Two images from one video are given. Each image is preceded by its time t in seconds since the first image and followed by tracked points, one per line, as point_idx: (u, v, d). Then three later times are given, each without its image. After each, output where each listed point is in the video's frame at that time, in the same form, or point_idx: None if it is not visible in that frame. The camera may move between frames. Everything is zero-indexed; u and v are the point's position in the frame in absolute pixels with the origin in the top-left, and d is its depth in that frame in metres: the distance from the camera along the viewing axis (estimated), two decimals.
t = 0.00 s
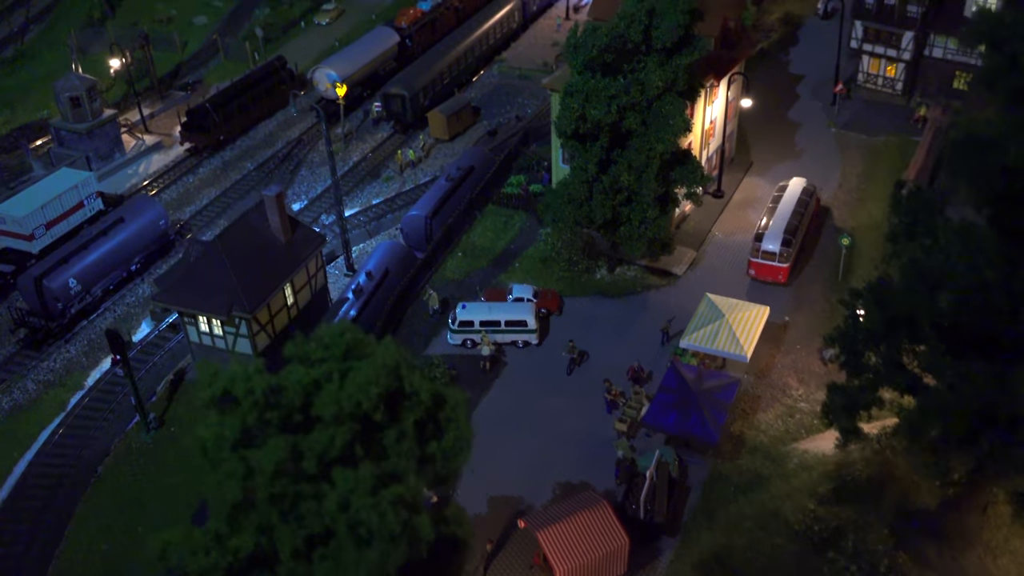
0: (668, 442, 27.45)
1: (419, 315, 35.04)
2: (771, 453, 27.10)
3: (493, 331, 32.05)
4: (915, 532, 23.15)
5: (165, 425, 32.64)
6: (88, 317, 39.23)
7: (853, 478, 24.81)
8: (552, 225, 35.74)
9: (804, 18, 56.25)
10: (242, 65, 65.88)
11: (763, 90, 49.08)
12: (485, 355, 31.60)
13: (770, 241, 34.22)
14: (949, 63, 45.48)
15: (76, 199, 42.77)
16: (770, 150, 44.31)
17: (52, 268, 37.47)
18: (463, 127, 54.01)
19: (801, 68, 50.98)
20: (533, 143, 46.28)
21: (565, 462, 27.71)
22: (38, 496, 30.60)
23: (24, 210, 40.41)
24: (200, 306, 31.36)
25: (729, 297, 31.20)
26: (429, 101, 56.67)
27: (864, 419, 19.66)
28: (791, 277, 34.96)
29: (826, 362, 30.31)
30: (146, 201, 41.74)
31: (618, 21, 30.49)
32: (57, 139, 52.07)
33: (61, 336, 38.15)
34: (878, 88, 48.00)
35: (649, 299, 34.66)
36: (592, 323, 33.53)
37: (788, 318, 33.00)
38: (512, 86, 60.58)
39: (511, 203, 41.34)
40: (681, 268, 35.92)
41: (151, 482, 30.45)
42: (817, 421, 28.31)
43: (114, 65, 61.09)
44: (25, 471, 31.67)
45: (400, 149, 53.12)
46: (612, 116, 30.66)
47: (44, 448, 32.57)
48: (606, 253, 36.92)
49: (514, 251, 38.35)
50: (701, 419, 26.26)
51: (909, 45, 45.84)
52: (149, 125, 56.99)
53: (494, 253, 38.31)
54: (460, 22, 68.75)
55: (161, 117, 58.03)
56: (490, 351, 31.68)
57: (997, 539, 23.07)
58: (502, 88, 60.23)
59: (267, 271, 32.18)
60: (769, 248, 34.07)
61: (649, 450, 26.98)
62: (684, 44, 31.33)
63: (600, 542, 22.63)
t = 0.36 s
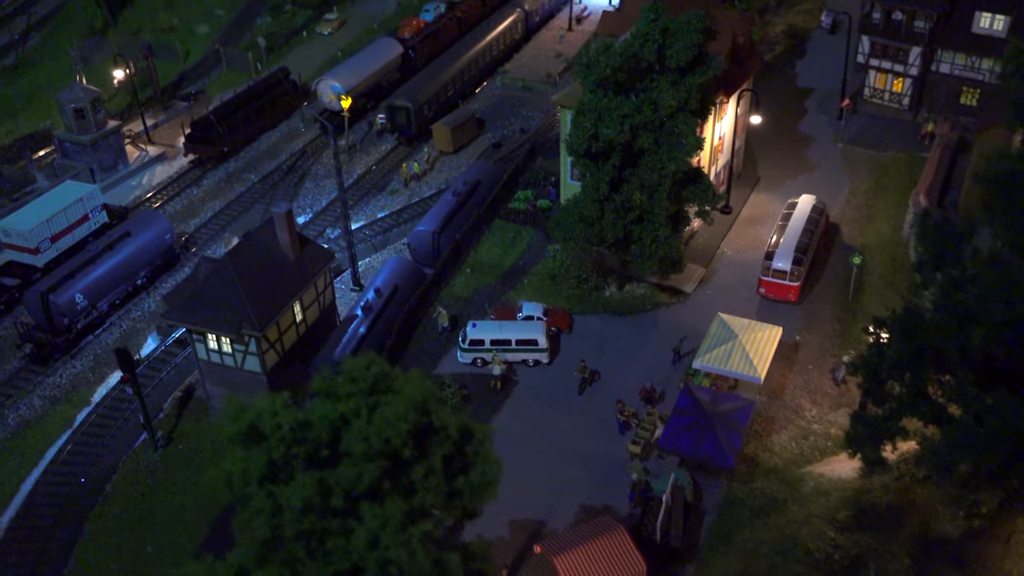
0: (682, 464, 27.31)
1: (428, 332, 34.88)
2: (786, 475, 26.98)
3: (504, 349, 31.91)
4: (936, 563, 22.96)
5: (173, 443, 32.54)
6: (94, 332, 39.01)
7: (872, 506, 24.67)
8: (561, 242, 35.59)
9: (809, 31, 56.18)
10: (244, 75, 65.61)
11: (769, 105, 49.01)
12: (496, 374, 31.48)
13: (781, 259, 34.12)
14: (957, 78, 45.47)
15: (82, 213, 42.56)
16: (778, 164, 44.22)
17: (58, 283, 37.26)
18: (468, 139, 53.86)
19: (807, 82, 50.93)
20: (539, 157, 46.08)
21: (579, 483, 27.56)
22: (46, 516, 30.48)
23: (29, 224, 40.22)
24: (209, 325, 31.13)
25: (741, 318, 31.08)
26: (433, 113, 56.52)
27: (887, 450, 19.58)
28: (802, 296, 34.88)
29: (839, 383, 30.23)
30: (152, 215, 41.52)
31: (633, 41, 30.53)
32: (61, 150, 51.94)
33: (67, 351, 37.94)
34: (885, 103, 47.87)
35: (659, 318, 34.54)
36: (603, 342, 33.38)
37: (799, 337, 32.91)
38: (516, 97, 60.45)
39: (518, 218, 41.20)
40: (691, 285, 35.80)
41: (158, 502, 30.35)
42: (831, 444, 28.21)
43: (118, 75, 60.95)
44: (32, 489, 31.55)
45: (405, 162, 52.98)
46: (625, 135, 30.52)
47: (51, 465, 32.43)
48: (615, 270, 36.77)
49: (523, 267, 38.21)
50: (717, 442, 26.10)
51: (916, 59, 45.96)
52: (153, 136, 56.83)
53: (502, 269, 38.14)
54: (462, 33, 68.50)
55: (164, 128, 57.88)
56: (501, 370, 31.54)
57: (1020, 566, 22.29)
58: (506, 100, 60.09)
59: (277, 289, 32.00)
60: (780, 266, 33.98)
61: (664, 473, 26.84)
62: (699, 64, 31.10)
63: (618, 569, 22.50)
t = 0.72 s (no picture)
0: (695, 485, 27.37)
1: (438, 350, 34.95)
2: (799, 495, 27.05)
3: (515, 368, 31.95)
4: None
5: (183, 459, 32.56)
6: (103, 347, 39.00)
7: (887, 528, 24.75)
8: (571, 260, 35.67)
9: (814, 49, 56.46)
10: (250, 88, 65.70)
11: (775, 122, 49.18)
12: (508, 393, 31.51)
13: (790, 279, 34.24)
14: (964, 96, 45.71)
15: (90, 227, 42.60)
16: (785, 181, 44.37)
17: (68, 298, 37.28)
18: (474, 154, 54.01)
19: (812, 99, 51.16)
20: (546, 173, 46.17)
21: (592, 502, 27.64)
22: (59, 531, 30.53)
23: (39, 238, 40.28)
24: (222, 341, 31.14)
25: (752, 337, 31.17)
26: (439, 128, 56.66)
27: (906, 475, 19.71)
28: (811, 315, 35.00)
29: (851, 403, 30.33)
30: (160, 229, 41.57)
31: (645, 62, 30.68)
32: (69, 163, 52.09)
33: (76, 365, 37.94)
34: (890, 121, 47.99)
35: (669, 336, 34.59)
36: (614, 360, 33.43)
37: (809, 357, 33.00)
38: (521, 112, 60.62)
39: (526, 235, 41.30)
40: (700, 304, 35.87)
41: (169, 519, 30.40)
42: (843, 464, 28.30)
43: (124, 88, 61.11)
44: (44, 505, 31.57)
45: (411, 177, 53.12)
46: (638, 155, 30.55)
47: (62, 481, 32.44)
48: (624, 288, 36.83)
49: (532, 284, 38.30)
50: (731, 463, 26.15)
51: (923, 77, 46.31)
52: (160, 149, 56.95)
53: (512, 287, 38.23)
54: (467, 47, 68.60)
55: (171, 141, 58.01)
56: (512, 388, 31.56)
57: None
58: (511, 115, 60.26)
59: (288, 306, 32.03)
60: (790, 285, 34.08)
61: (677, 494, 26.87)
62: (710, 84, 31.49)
63: None
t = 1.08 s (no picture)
0: (707, 506, 27.50)
1: (449, 368, 35.07)
2: (812, 517, 27.17)
3: (526, 387, 32.06)
4: None
5: (195, 476, 32.67)
6: (114, 363, 39.10)
7: (900, 551, 24.88)
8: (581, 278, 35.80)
9: (819, 65, 56.65)
10: (256, 101, 65.89)
11: (781, 138, 49.31)
12: (519, 412, 31.62)
13: (800, 297, 34.36)
14: (970, 113, 45.82)
15: (99, 241, 42.71)
16: (793, 198, 44.49)
17: (79, 314, 37.39)
18: (481, 168, 54.18)
19: (818, 115, 51.34)
20: (553, 189, 46.31)
21: (605, 523, 27.76)
22: (71, 549, 30.64)
23: (49, 253, 40.40)
24: (233, 359, 31.25)
25: (762, 357, 31.27)
26: (446, 142, 56.84)
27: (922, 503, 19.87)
28: (820, 333, 35.12)
29: (861, 423, 30.46)
30: (170, 244, 41.69)
31: (658, 83, 30.90)
32: (78, 177, 52.27)
33: (87, 381, 38.03)
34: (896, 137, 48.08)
35: (679, 354, 34.69)
36: (624, 378, 33.55)
37: (818, 375, 33.10)
38: (527, 126, 60.82)
39: (535, 251, 41.43)
40: (710, 321, 35.96)
41: (182, 536, 30.49)
42: (854, 485, 28.41)
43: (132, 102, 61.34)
44: (56, 522, 31.66)
45: (418, 191, 53.30)
46: (649, 175, 30.69)
47: (74, 498, 32.52)
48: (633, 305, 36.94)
49: (541, 301, 38.43)
50: (744, 485, 26.27)
51: (928, 94, 46.37)
52: (168, 162, 57.14)
53: (521, 303, 38.38)
54: (472, 60, 68.78)
55: (179, 154, 58.19)
56: (524, 407, 31.66)
57: None
58: (517, 129, 60.46)
59: (300, 323, 32.13)
60: (799, 303, 34.19)
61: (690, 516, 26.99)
62: (721, 107, 31.87)
63: None
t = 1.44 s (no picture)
0: (718, 527, 27.46)
1: (457, 386, 35.08)
2: (824, 539, 27.13)
3: (536, 406, 32.05)
4: None
5: (204, 494, 32.68)
6: (123, 378, 39.13)
7: None
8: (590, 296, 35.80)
9: (826, 79, 56.70)
10: (264, 114, 66.06)
11: (789, 153, 49.28)
12: (529, 431, 31.62)
13: (809, 316, 34.34)
14: (977, 129, 45.73)
15: (108, 257, 42.81)
16: (802, 214, 44.46)
17: (89, 331, 37.46)
18: (488, 183, 54.27)
19: (826, 130, 51.38)
20: (561, 205, 46.30)
21: (616, 544, 27.74)
22: (80, 568, 30.65)
23: (59, 269, 40.50)
24: (244, 378, 31.23)
25: (772, 377, 31.22)
26: (454, 156, 56.90)
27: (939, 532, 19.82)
28: (830, 351, 35.06)
29: (872, 443, 30.42)
30: (179, 260, 41.76)
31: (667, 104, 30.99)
32: (87, 191, 52.46)
33: (96, 397, 38.07)
34: (904, 153, 48.13)
35: (688, 372, 34.68)
36: (633, 397, 33.53)
37: (828, 394, 33.05)
38: (534, 140, 60.88)
39: (544, 268, 41.44)
40: (719, 339, 35.91)
41: (191, 555, 30.49)
42: (865, 506, 28.37)
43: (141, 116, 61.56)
44: (65, 541, 31.68)
45: (426, 206, 53.41)
46: (659, 195, 30.73)
47: (83, 516, 32.54)
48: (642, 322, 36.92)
49: (549, 318, 38.45)
50: (756, 507, 26.21)
51: (935, 111, 46.41)
52: (176, 176, 57.29)
53: (529, 321, 38.38)
54: (479, 74, 68.89)
55: (187, 167, 58.34)
56: (534, 427, 31.64)
57: None
58: (524, 143, 60.53)
59: (310, 342, 32.15)
60: (808, 322, 34.21)
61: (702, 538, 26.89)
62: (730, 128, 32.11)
63: None
